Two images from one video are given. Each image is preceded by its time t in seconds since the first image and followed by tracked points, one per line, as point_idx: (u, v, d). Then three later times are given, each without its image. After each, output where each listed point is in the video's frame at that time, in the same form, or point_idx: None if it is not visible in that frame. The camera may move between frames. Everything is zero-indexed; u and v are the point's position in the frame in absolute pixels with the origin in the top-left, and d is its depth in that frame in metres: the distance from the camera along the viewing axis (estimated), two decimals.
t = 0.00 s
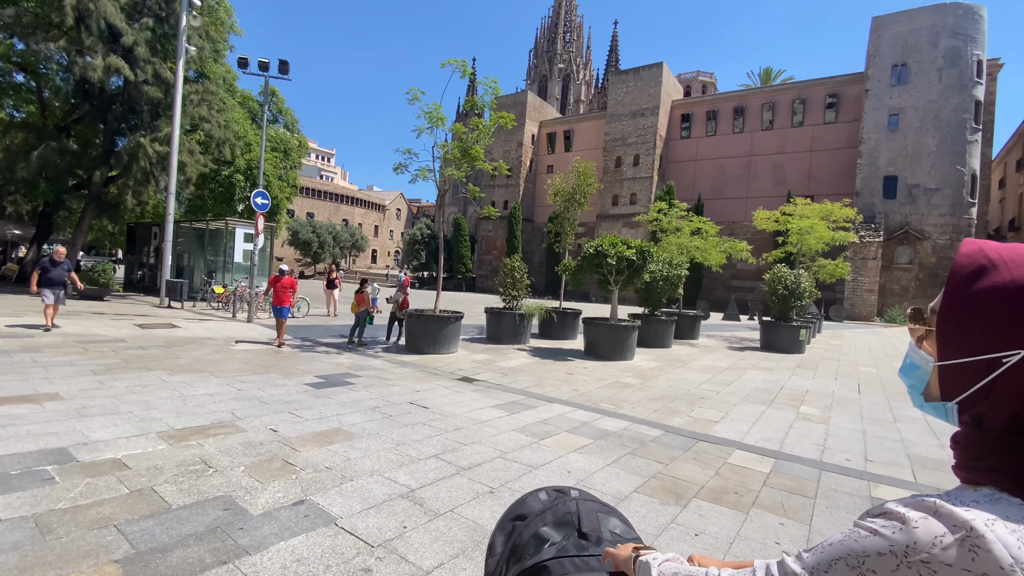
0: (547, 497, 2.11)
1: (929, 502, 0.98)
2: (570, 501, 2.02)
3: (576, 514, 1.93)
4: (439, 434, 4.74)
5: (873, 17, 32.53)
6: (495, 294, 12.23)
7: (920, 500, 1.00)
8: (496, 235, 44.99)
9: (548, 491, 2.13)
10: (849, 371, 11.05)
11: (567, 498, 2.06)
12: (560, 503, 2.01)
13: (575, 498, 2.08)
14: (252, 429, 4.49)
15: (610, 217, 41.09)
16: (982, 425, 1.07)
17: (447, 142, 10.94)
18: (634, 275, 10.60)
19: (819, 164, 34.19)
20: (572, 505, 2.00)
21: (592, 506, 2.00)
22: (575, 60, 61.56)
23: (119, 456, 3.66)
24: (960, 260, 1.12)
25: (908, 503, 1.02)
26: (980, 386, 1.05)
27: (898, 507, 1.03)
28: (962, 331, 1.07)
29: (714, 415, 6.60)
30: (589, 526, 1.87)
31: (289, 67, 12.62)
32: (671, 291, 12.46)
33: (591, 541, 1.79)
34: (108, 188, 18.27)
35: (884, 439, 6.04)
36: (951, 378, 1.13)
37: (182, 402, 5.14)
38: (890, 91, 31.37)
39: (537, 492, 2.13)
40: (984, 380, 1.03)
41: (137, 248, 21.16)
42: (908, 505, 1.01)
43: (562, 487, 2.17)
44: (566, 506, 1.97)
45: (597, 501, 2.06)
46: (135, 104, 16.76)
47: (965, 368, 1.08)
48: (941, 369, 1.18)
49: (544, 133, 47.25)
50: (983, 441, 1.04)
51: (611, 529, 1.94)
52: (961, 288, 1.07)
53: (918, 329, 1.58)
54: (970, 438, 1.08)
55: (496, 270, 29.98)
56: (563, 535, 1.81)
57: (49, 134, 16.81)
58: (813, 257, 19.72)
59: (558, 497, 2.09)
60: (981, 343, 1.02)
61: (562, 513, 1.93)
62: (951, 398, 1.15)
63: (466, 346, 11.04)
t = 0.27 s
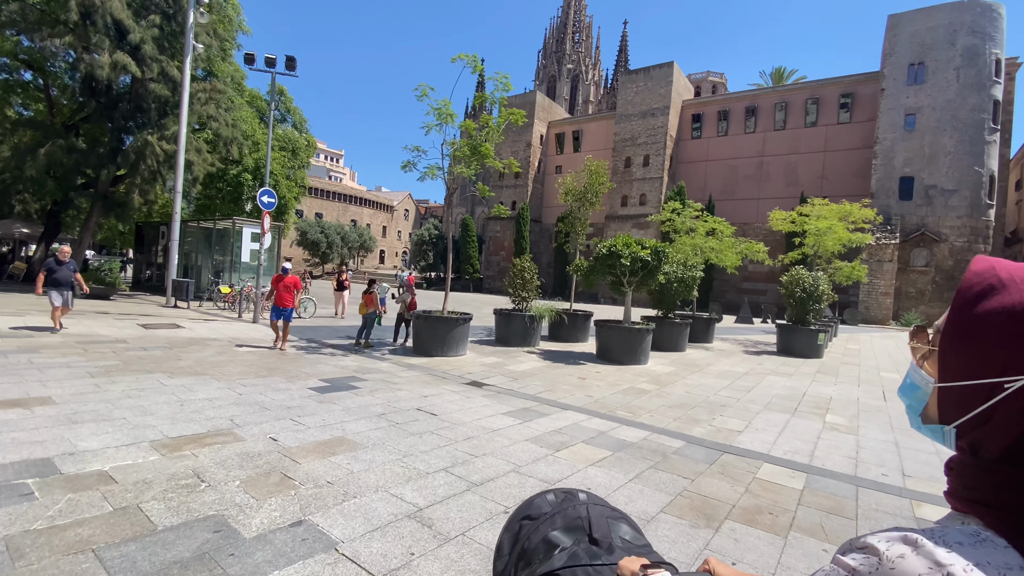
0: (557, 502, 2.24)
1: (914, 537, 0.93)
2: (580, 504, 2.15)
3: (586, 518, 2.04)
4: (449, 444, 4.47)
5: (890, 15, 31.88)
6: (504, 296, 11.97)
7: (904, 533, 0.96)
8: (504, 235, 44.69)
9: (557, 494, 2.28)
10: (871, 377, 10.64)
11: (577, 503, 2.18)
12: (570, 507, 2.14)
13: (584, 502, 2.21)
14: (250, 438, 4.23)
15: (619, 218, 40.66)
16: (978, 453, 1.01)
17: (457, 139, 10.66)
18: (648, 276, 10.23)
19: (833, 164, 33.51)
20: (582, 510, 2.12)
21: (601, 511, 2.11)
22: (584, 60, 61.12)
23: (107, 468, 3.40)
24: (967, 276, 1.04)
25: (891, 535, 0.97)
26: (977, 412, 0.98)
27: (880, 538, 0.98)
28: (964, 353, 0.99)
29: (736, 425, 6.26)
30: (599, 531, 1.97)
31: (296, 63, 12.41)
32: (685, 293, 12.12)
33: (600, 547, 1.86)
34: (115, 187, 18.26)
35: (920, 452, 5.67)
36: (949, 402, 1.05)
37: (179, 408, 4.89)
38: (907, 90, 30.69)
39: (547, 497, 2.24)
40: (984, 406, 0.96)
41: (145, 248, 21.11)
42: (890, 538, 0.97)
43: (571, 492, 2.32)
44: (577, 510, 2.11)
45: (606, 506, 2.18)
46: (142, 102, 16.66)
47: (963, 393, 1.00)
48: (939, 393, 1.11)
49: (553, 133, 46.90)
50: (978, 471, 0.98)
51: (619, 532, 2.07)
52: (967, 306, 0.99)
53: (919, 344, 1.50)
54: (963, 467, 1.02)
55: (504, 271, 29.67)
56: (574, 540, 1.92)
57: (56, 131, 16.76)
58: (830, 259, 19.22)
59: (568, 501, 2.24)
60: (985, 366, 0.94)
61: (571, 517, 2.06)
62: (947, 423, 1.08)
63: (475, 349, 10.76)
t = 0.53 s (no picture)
0: (558, 516, 1.91)
1: (931, 554, 1.06)
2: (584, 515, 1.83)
3: (591, 531, 1.72)
4: (461, 457, 4.20)
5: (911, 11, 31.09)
6: (516, 297, 11.69)
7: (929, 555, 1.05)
8: (514, 235, 44.40)
9: (558, 506, 1.95)
10: (899, 384, 10.18)
11: (579, 515, 1.86)
12: (573, 519, 1.82)
13: (588, 515, 1.90)
14: (250, 449, 3.98)
15: (631, 218, 40.18)
16: (998, 464, 1.06)
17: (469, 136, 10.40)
18: (665, 278, 9.88)
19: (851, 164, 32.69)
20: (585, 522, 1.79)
21: (607, 524, 1.79)
22: (595, 60, 60.64)
23: (94, 480, 3.14)
24: (974, 287, 1.08)
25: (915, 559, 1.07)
26: (994, 424, 1.03)
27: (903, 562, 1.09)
28: (979, 364, 1.04)
29: (762, 437, 5.93)
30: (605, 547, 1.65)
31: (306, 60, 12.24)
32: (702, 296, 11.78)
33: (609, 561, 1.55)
34: (127, 186, 18.30)
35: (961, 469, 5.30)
36: (963, 412, 1.11)
37: (178, 415, 4.65)
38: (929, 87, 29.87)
39: (547, 510, 1.93)
40: (1004, 417, 1.00)
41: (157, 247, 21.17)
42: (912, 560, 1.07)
43: (574, 503, 1.99)
44: (579, 524, 1.75)
45: (611, 519, 1.88)
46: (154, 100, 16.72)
47: (977, 404, 1.06)
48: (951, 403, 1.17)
49: (564, 133, 46.51)
50: (1000, 482, 1.04)
51: (625, 547, 1.72)
52: (978, 318, 1.04)
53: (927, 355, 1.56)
54: (985, 477, 1.08)
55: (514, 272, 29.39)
56: (577, 555, 1.59)
57: (70, 130, 16.81)
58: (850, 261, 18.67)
59: (569, 514, 1.90)
60: (1002, 376, 0.98)
61: (574, 530, 1.73)
62: (965, 432, 1.13)
63: (485, 352, 10.48)
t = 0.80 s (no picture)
0: (569, 511, 1.91)
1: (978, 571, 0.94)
2: (594, 512, 1.83)
3: (601, 527, 1.72)
4: (473, 467, 3.88)
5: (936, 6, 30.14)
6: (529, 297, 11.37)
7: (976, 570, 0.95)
8: (526, 236, 44.08)
9: (568, 500, 1.98)
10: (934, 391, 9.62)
11: (591, 512, 1.85)
12: (584, 516, 1.81)
13: (599, 511, 1.90)
14: (249, 455, 3.72)
15: (645, 218, 39.61)
16: None
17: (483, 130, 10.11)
18: (685, 277, 9.47)
19: (872, 163, 31.65)
20: (597, 519, 1.78)
21: (619, 521, 1.80)
22: (609, 60, 60.21)
23: (77, 490, 2.89)
24: None
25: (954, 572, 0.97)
26: None
27: None
28: None
29: (795, 446, 5.52)
30: (615, 545, 1.67)
31: (318, 55, 12.05)
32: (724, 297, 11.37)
33: (620, 559, 1.56)
34: (140, 185, 18.39)
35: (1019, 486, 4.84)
36: None
37: (176, 417, 4.41)
38: (954, 83, 28.86)
39: (557, 506, 1.94)
40: None
41: (172, 246, 21.31)
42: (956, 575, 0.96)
43: (584, 498, 2.01)
44: (591, 518, 1.74)
45: (623, 516, 1.89)
46: (170, 97, 16.90)
47: None
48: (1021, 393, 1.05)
49: (577, 132, 46.09)
50: None
51: (637, 542, 1.78)
52: None
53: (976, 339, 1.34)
54: None
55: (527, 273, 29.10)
56: (587, 550, 1.59)
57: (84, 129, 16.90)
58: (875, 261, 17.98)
59: (580, 508, 1.92)
60: None
61: (584, 525, 1.73)
62: None
63: (498, 353, 10.17)
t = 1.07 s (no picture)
0: (572, 525, 1.85)
1: None
2: (599, 529, 1.76)
3: (605, 544, 1.66)
4: (484, 484, 3.58)
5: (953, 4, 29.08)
6: (543, 298, 11.08)
7: None
8: (538, 236, 43.73)
9: (572, 513, 1.90)
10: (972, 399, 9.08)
11: (596, 528, 1.78)
12: (588, 532, 1.75)
13: (604, 526, 1.82)
14: (246, 470, 3.47)
15: (660, 218, 39.04)
16: None
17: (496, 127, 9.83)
18: (708, 277, 9.12)
19: (893, 162, 30.61)
20: (601, 535, 1.72)
21: (623, 537, 1.73)
22: (624, 58, 59.50)
23: (54, 512, 2.68)
24: None
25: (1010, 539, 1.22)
26: None
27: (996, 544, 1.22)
28: None
29: (832, 460, 5.12)
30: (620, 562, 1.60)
31: (330, 52, 11.87)
32: (745, 299, 10.97)
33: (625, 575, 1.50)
34: (154, 184, 18.47)
35: None
36: None
37: (173, 426, 4.19)
38: (974, 83, 27.65)
39: (560, 518, 1.89)
40: None
41: (186, 245, 21.41)
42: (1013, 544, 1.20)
43: (589, 511, 1.94)
44: (594, 535, 1.72)
45: (629, 532, 1.80)
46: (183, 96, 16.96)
47: None
48: None
49: (591, 131, 45.60)
50: None
51: (644, 562, 1.67)
52: None
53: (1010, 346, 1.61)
54: None
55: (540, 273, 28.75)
56: (590, 569, 1.54)
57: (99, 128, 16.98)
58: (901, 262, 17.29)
59: (584, 522, 1.86)
60: None
61: (587, 542, 1.67)
62: None
63: (511, 356, 9.87)
